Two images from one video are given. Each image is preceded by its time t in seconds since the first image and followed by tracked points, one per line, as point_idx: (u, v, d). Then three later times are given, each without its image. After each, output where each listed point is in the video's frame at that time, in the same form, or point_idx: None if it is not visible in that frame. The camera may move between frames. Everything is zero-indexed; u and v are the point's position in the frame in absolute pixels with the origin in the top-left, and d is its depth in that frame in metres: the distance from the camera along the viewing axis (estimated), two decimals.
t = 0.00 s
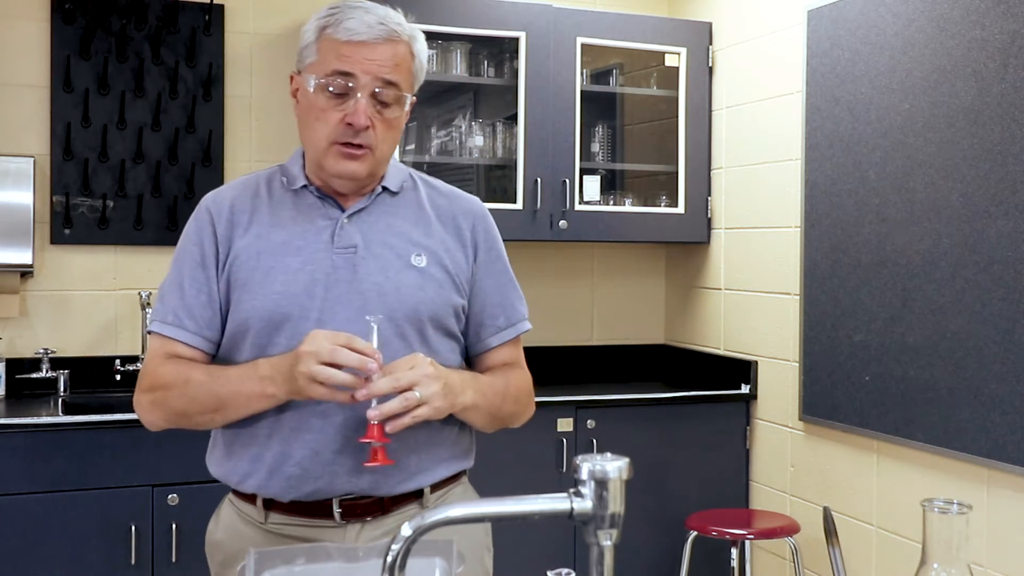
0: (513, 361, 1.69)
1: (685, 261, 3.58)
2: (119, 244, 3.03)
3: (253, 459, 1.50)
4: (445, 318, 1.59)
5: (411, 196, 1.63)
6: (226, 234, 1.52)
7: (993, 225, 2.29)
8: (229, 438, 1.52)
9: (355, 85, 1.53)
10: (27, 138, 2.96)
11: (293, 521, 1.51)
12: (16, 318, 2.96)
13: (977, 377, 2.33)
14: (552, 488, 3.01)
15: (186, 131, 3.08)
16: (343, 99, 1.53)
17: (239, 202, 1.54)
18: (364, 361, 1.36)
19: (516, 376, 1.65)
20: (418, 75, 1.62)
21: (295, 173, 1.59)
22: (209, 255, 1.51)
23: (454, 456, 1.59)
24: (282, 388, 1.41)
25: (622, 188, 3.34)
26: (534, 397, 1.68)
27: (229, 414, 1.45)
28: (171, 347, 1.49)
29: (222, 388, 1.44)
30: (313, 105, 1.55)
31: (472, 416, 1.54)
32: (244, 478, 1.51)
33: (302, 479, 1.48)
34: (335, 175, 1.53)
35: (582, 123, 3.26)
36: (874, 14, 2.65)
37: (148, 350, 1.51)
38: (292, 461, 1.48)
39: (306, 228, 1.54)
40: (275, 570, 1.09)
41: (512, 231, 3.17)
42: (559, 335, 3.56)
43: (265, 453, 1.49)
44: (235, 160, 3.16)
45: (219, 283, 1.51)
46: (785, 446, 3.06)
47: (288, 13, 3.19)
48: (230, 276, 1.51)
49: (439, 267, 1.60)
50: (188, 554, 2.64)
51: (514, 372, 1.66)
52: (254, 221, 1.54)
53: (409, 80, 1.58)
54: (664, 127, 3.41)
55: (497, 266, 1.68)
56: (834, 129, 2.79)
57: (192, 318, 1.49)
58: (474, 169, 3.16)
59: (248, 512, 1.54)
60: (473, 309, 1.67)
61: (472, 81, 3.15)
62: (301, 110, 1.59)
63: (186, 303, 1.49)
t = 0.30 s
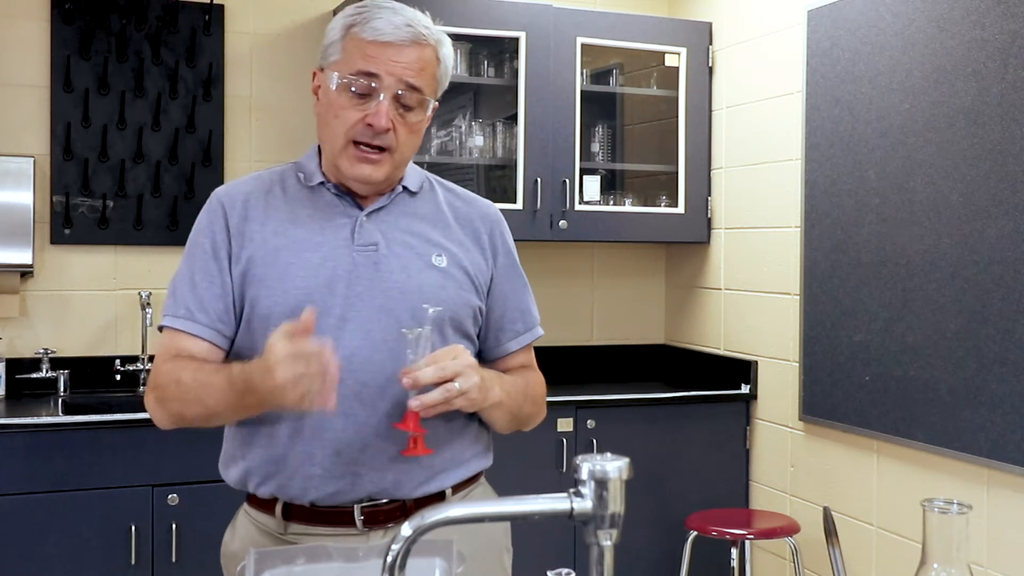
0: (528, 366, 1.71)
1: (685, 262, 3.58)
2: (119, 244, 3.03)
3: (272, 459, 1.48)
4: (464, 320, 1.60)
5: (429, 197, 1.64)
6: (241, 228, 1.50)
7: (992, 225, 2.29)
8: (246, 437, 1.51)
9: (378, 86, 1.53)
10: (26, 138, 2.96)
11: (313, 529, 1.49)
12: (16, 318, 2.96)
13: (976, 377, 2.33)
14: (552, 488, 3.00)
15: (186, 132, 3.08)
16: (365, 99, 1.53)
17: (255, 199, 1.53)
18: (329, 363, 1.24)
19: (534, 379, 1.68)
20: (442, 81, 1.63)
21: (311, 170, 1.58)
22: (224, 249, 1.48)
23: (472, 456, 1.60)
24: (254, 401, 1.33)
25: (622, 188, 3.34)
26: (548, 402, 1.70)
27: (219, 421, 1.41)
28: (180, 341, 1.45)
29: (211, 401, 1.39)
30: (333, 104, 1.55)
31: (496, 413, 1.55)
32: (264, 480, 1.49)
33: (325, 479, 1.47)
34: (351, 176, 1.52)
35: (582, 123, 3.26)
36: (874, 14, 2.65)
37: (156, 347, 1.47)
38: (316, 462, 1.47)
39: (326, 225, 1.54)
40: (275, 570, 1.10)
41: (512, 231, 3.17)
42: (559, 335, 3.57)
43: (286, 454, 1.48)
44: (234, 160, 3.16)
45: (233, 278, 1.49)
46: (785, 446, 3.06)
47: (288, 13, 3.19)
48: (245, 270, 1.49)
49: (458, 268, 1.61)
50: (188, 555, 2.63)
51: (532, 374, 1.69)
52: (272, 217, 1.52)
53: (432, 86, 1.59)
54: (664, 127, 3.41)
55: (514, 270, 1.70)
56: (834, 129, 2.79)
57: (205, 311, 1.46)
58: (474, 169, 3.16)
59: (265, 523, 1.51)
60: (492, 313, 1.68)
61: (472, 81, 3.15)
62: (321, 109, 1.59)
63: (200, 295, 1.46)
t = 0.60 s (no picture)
0: (534, 361, 1.71)
1: (685, 262, 3.58)
2: (119, 243, 3.03)
3: (279, 463, 1.48)
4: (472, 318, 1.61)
5: (433, 195, 1.64)
6: (245, 228, 1.50)
7: (992, 225, 2.29)
8: (254, 439, 1.51)
9: (381, 81, 1.53)
10: (26, 137, 2.96)
11: (319, 534, 1.48)
12: (16, 318, 2.96)
13: (976, 377, 2.33)
14: (552, 488, 3.00)
15: (186, 132, 3.08)
16: (367, 94, 1.53)
17: (259, 199, 1.53)
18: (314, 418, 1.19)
19: (541, 373, 1.68)
20: (443, 71, 1.62)
21: (313, 170, 1.58)
22: (227, 248, 1.48)
23: (479, 458, 1.60)
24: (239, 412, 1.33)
25: (622, 188, 3.34)
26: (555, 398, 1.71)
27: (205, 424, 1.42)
28: (178, 340, 1.44)
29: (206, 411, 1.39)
30: (336, 100, 1.54)
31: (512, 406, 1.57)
32: (272, 483, 1.49)
33: (332, 483, 1.47)
34: (358, 172, 1.53)
35: (582, 123, 3.26)
36: (874, 14, 2.65)
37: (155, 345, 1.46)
38: (324, 465, 1.47)
39: (330, 225, 1.54)
40: (275, 570, 1.10)
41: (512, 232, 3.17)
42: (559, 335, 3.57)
43: (295, 458, 1.47)
44: (234, 160, 3.16)
45: (237, 277, 1.49)
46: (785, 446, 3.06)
47: (287, 13, 3.19)
48: (251, 270, 1.49)
49: (464, 267, 1.61)
50: (188, 555, 2.64)
51: (539, 369, 1.69)
52: (276, 217, 1.52)
53: (434, 76, 1.58)
54: (664, 127, 3.41)
55: (519, 267, 1.70)
56: (834, 129, 2.79)
57: (207, 308, 1.45)
58: (474, 168, 3.16)
59: (271, 527, 1.52)
60: (499, 310, 1.68)
61: (471, 81, 3.15)
62: (323, 106, 1.59)
63: (204, 293, 1.45)
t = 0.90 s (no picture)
0: (531, 359, 1.70)
1: (685, 262, 3.58)
2: (119, 243, 3.03)
3: (273, 465, 1.48)
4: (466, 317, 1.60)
5: (427, 193, 1.64)
6: (239, 229, 1.50)
7: (992, 225, 2.29)
8: (247, 441, 1.51)
9: (370, 77, 1.52)
10: (27, 137, 2.96)
11: (314, 535, 1.48)
12: (16, 318, 2.96)
13: (976, 377, 2.33)
14: (552, 488, 3.00)
15: (186, 131, 3.08)
16: (357, 91, 1.53)
17: (250, 199, 1.53)
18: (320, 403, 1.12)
19: (539, 370, 1.67)
20: (433, 66, 1.62)
21: (306, 169, 1.58)
22: (220, 248, 1.48)
23: (475, 459, 1.60)
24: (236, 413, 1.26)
25: (622, 188, 3.34)
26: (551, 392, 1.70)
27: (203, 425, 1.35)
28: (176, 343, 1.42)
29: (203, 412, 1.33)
30: (326, 98, 1.55)
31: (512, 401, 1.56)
32: (265, 485, 1.49)
33: (325, 484, 1.47)
34: (350, 169, 1.53)
35: (582, 123, 3.26)
36: (874, 14, 2.65)
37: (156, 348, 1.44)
38: (317, 467, 1.46)
39: (322, 225, 1.54)
40: (275, 570, 1.10)
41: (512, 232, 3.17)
42: (559, 334, 3.57)
43: (287, 459, 1.48)
44: (234, 160, 3.16)
45: (230, 278, 1.48)
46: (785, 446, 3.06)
47: (288, 12, 3.19)
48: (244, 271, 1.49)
49: (458, 267, 1.60)
50: (188, 555, 2.63)
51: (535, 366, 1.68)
52: (267, 217, 1.52)
53: (423, 71, 1.58)
54: (664, 127, 3.41)
55: (514, 265, 1.70)
56: (834, 129, 2.79)
57: (205, 309, 1.44)
58: (474, 168, 3.16)
59: (265, 528, 1.51)
60: (494, 308, 1.68)
61: (471, 81, 3.15)
62: (313, 103, 1.59)
63: (199, 293, 1.44)
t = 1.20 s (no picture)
0: (523, 359, 1.70)
1: (685, 262, 3.58)
2: (119, 244, 3.03)
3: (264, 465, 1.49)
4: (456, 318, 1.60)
5: (418, 193, 1.63)
6: (230, 232, 1.50)
7: (993, 225, 2.29)
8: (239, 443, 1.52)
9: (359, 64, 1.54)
10: (27, 137, 2.96)
11: (305, 537, 1.48)
12: (16, 318, 2.96)
13: (976, 377, 2.33)
14: (552, 488, 3.00)
15: (186, 132, 3.08)
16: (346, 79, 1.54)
17: (241, 201, 1.53)
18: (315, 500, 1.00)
19: (531, 371, 1.68)
20: (423, 62, 1.63)
21: (297, 170, 1.58)
22: (215, 253, 1.48)
23: (466, 460, 1.60)
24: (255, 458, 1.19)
25: (622, 188, 3.34)
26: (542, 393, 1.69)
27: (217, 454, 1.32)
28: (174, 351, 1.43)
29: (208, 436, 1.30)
30: (315, 88, 1.56)
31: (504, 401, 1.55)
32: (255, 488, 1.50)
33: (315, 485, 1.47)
34: (340, 155, 1.52)
35: (582, 123, 3.26)
36: (874, 14, 2.65)
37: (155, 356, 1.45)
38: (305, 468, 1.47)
39: (312, 226, 1.53)
40: (275, 570, 1.10)
41: (512, 232, 3.17)
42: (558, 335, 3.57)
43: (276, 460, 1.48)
44: (235, 160, 3.16)
45: (227, 281, 1.48)
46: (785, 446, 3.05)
47: (288, 12, 3.19)
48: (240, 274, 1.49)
49: (449, 267, 1.60)
50: (188, 554, 2.63)
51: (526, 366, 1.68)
52: (258, 219, 1.52)
53: (413, 63, 1.59)
54: (664, 127, 3.41)
55: (506, 265, 1.69)
56: (834, 129, 2.79)
57: (204, 314, 1.45)
58: (474, 169, 3.17)
59: (256, 529, 1.51)
60: (485, 309, 1.68)
61: (471, 81, 3.15)
62: (303, 97, 1.60)
63: (197, 299, 1.45)
